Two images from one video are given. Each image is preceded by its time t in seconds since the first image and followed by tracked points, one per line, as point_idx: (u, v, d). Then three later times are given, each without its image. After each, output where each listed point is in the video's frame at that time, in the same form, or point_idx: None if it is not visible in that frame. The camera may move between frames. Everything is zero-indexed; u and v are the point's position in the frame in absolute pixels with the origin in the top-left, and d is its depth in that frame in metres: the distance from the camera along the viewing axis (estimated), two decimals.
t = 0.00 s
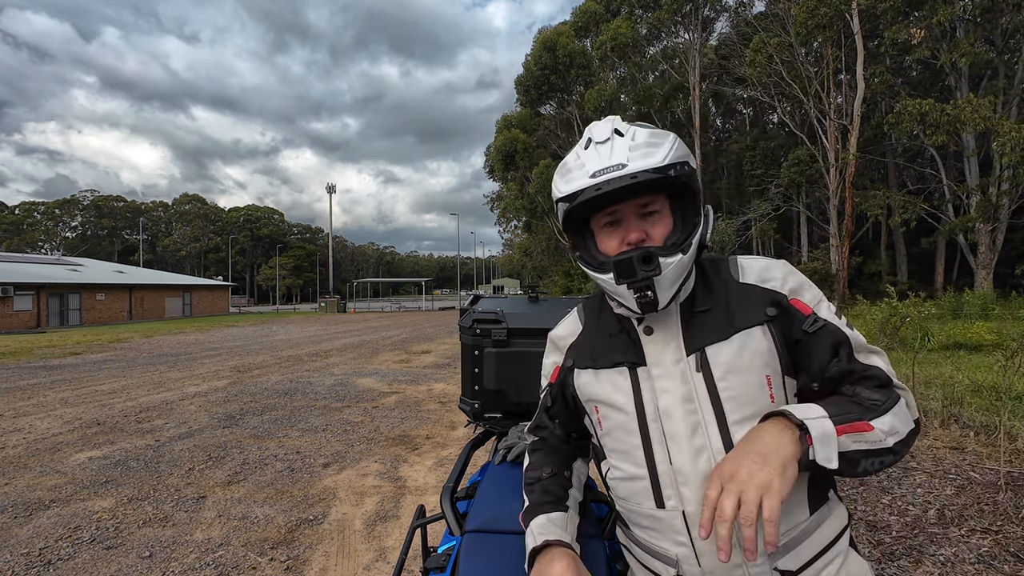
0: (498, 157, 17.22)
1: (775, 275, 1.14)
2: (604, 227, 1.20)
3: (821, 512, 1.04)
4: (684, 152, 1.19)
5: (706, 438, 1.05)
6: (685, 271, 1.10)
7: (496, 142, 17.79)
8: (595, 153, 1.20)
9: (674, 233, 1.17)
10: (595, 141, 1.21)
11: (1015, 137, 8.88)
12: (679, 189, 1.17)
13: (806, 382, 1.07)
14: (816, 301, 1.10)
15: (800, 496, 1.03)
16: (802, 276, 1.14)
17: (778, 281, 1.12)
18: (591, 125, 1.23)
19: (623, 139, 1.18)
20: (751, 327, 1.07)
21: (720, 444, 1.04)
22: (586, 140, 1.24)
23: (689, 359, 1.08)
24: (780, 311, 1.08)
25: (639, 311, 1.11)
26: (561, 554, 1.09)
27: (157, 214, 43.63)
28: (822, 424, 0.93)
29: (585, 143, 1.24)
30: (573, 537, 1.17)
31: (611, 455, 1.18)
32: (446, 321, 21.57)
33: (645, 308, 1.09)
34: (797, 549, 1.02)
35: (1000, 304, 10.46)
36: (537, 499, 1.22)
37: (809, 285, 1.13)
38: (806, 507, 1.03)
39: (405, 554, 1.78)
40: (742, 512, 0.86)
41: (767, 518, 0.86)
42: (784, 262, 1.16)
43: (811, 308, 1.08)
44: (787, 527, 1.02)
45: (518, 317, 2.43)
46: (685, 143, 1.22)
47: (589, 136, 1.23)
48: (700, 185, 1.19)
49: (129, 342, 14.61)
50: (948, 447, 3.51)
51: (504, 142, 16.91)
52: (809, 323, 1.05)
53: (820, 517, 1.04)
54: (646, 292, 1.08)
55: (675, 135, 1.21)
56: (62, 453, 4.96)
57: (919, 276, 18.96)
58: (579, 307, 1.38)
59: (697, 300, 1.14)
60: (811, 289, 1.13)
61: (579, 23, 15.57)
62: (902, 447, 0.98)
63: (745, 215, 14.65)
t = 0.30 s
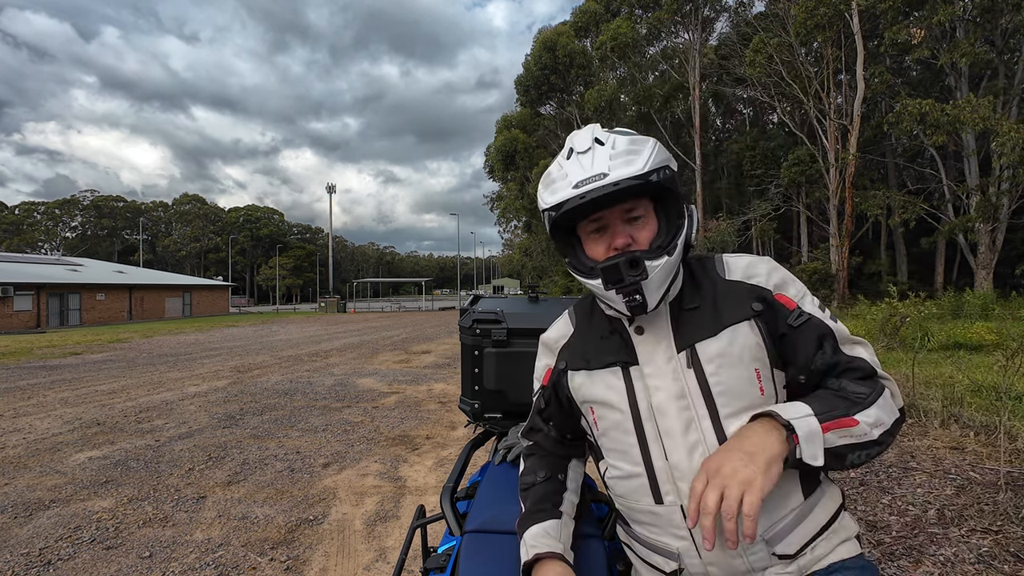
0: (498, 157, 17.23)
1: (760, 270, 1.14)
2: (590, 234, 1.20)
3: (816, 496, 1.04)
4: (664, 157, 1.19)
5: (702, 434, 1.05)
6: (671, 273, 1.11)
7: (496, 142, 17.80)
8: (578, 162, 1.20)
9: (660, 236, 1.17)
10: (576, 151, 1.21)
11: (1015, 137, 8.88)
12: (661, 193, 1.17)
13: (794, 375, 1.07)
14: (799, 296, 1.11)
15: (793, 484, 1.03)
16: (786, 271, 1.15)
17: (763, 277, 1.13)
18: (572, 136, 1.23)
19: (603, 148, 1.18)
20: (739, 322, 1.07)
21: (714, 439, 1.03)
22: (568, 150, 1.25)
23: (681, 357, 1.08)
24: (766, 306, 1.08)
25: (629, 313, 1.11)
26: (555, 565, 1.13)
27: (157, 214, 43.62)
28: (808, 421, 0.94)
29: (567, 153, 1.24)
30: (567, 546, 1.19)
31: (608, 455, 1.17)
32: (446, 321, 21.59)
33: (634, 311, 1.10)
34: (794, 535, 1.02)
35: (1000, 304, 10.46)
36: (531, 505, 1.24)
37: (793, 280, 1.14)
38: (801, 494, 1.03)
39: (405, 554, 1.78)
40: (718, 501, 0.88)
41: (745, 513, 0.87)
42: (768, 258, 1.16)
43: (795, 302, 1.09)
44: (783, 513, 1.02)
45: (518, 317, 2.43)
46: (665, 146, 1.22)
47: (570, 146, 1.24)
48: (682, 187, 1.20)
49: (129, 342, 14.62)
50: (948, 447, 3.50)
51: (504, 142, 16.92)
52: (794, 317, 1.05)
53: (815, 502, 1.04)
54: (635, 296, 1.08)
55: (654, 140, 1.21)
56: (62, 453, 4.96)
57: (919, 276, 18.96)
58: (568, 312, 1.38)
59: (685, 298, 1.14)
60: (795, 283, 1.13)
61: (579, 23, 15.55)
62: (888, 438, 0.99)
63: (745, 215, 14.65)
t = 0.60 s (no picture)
0: (498, 158, 17.24)
1: (761, 272, 1.13)
2: (592, 234, 1.20)
3: (812, 496, 1.04)
4: (664, 157, 1.19)
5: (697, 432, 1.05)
6: (672, 272, 1.11)
7: (496, 142, 17.80)
8: (579, 163, 1.19)
9: (660, 237, 1.17)
10: (577, 152, 1.21)
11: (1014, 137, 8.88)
12: (661, 193, 1.17)
13: (792, 376, 1.07)
14: (799, 297, 1.10)
15: (788, 482, 1.03)
16: (787, 274, 1.14)
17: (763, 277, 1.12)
18: (573, 137, 1.23)
19: (604, 149, 1.18)
20: (737, 323, 1.07)
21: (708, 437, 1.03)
22: (568, 151, 1.24)
23: (677, 356, 1.08)
24: (764, 307, 1.08)
25: (630, 313, 1.11)
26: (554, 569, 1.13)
27: (158, 214, 43.64)
28: (800, 415, 0.94)
29: (567, 154, 1.24)
30: (565, 549, 1.19)
31: (604, 452, 1.18)
32: (446, 321, 21.60)
33: (636, 312, 1.10)
34: (787, 534, 1.02)
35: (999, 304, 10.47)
36: (530, 507, 1.24)
37: (795, 282, 1.13)
38: (796, 493, 1.03)
39: (405, 554, 1.77)
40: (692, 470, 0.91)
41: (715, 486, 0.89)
42: (770, 260, 1.16)
43: (795, 304, 1.08)
44: (778, 512, 1.02)
45: (518, 317, 2.42)
46: (665, 147, 1.22)
47: (571, 147, 1.23)
48: (681, 188, 1.20)
49: (129, 342, 14.64)
50: (948, 447, 3.51)
51: (504, 142, 16.93)
52: (792, 318, 1.05)
53: (811, 503, 1.04)
54: (636, 296, 1.08)
55: (653, 141, 1.21)
56: (63, 453, 4.96)
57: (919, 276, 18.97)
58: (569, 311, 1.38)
59: (685, 298, 1.13)
60: (796, 284, 1.13)
61: (579, 22, 15.55)
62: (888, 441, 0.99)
63: (745, 215, 14.65)
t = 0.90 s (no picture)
0: (498, 158, 17.23)
1: (767, 275, 1.13)
2: (596, 227, 1.20)
3: (807, 503, 1.04)
4: (671, 153, 1.19)
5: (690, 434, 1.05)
6: (676, 268, 1.10)
7: (496, 142, 17.81)
8: (584, 156, 1.21)
9: (665, 231, 1.17)
10: (582, 145, 1.23)
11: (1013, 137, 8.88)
12: (667, 188, 1.17)
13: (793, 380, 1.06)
14: (806, 302, 1.09)
15: (785, 487, 1.03)
16: (794, 277, 1.14)
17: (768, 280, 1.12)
18: (579, 130, 1.24)
19: (609, 142, 1.19)
20: (738, 326, 1.07)
21: (702, 440, 1.04)
22: (574, 143, 1.26)
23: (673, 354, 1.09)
24: (766, 310, 1.07)
25: (633, 308, 1.10)
26: None
27: (158, 214, 43.67)
28: (780, 393, 0.97)
29: (573, 147, 1.25)
30: (566, 556, 1.19)
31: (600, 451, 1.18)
32: (446, 321, 21.61)
33: (638, 307, 1.09)
34: (779, 541, 1.02)
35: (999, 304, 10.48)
36: (531, 511, 1.24)
37: (802, 286, 1.12)
38: (791, 500, 1.04)
39: (405, 553, 1.77)
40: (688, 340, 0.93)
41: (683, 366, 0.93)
42: (776, 262, 1.15)
43: (801, 308, 1.07)
44: (772, 518, 1.03)
45: (518, 317, 2.42)
46: (673, 142, 1.22)
47: (577, 140, 1.25)
48: (687, 184, 1.19)
49: (129, 342, 14.64)
50: (948, 447, 3.50)
51: (504, 142, 16.91)
52: (795, 322, 1.04)
53: (806, 510, 1.04)
54: (639, 289, 1.08)
55: (660, 136, 1.21)
56: (63, 453, 4.96)
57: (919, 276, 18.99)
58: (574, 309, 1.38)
59: (688, 300, 1.14)
60: (804, 288, 1.12)
61: (579, 23, 15.56)
62: (885, 445, 0.99)
63: (745, 215, 14.65)
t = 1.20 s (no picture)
0: (498, 158, 17.22)
1: (769, 278, 1.13)
2: (598, 225, 1.21)
3: (810, 512, 1.04)
4: (678, 149, 1.19)
5: (692, 442, 1.05)
6: (681, 269, 1.09)
7: (496, 142, 17.80)
8: (589, 150, 1.20)
9: (669, 231, 1.17)
10: (588, 138, 1.22)
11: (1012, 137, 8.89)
12: (672, 186, 1.17)
13: (795, 387, 1.06)
14: (808, 306, 1.08)
15: (789, 495, 1.04)
16: (797, 280, 1.13)
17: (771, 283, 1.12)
18: (584, 123, 1.24)
19: (616, 137, 1.19)
20: (741, 332, 1.06)
21: (706, 450, 1.03)
22: (578, 137, 1.25)
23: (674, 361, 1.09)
24: (769, 316, 1.07)
25: (637, 309, 1.09)
26: None
27: (158, 214, 43.70)
28: (776, 406, 0.97)
29: (577, 140, 1.25)
30: (567, 563, 1.20)
31: (601, 457, 1.18)
32: (446, 321, 21.60)
33: (642, 309, 1.09)
34: (782, 551, 1.02)
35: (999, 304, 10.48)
36: (533, 517, 1.23)
37: (805, 290, 1.12)
38: (795, 508, 1.04)
39: (404, 554, 1.77)
40: (691, 361, 0.91)
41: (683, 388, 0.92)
42: (779, 265, 1.15)
43: (803, 313, 1.07)
44: (776, 527, 1.03)
45: (518, 317, 2.42)
46: (678, 140, 1.22)
47: (581, 133, 1.24)
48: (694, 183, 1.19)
49: (128, 342, 14.65)
50: (948, 447, 3.51)
51: (504, 142, 16.90)
52: (797, 328, 1.04)
53: (809, 519, 1.04)
54: (644, 290, 1.07)
55: (667, 133, 1.22)
56: (62, 453, 4.96)
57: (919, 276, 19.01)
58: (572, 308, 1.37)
59: (690, 304, 1.14)
60: (806, 292, 1.12)
61: (579, 23, 15.59)
62: (885, 454, 0.99)
63: (745, 215, 14.65)
